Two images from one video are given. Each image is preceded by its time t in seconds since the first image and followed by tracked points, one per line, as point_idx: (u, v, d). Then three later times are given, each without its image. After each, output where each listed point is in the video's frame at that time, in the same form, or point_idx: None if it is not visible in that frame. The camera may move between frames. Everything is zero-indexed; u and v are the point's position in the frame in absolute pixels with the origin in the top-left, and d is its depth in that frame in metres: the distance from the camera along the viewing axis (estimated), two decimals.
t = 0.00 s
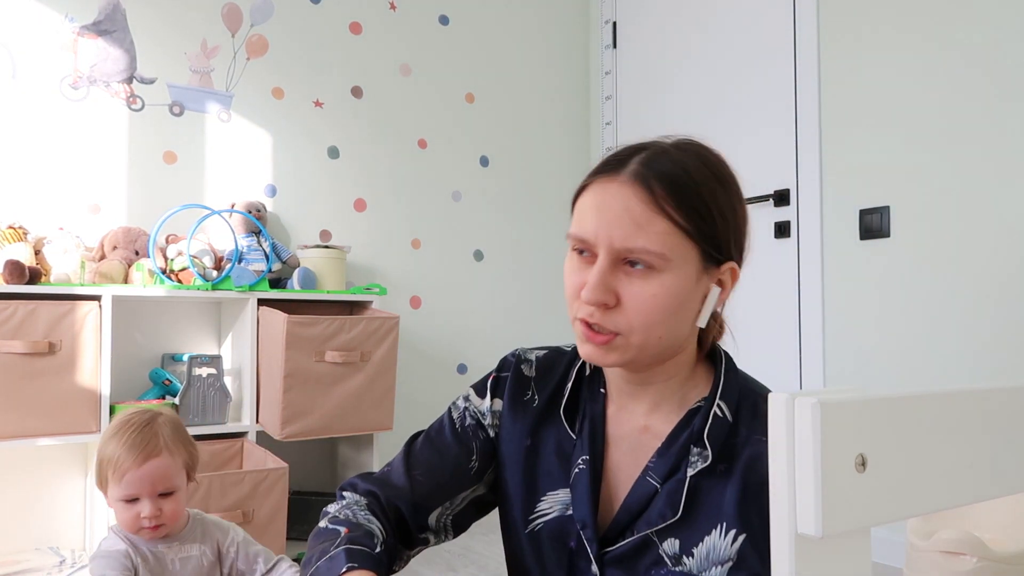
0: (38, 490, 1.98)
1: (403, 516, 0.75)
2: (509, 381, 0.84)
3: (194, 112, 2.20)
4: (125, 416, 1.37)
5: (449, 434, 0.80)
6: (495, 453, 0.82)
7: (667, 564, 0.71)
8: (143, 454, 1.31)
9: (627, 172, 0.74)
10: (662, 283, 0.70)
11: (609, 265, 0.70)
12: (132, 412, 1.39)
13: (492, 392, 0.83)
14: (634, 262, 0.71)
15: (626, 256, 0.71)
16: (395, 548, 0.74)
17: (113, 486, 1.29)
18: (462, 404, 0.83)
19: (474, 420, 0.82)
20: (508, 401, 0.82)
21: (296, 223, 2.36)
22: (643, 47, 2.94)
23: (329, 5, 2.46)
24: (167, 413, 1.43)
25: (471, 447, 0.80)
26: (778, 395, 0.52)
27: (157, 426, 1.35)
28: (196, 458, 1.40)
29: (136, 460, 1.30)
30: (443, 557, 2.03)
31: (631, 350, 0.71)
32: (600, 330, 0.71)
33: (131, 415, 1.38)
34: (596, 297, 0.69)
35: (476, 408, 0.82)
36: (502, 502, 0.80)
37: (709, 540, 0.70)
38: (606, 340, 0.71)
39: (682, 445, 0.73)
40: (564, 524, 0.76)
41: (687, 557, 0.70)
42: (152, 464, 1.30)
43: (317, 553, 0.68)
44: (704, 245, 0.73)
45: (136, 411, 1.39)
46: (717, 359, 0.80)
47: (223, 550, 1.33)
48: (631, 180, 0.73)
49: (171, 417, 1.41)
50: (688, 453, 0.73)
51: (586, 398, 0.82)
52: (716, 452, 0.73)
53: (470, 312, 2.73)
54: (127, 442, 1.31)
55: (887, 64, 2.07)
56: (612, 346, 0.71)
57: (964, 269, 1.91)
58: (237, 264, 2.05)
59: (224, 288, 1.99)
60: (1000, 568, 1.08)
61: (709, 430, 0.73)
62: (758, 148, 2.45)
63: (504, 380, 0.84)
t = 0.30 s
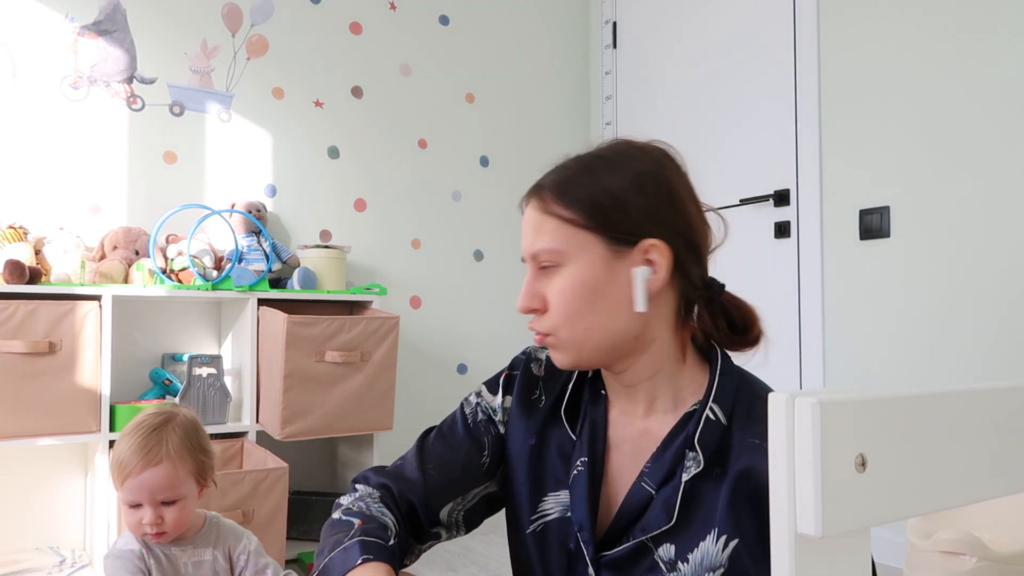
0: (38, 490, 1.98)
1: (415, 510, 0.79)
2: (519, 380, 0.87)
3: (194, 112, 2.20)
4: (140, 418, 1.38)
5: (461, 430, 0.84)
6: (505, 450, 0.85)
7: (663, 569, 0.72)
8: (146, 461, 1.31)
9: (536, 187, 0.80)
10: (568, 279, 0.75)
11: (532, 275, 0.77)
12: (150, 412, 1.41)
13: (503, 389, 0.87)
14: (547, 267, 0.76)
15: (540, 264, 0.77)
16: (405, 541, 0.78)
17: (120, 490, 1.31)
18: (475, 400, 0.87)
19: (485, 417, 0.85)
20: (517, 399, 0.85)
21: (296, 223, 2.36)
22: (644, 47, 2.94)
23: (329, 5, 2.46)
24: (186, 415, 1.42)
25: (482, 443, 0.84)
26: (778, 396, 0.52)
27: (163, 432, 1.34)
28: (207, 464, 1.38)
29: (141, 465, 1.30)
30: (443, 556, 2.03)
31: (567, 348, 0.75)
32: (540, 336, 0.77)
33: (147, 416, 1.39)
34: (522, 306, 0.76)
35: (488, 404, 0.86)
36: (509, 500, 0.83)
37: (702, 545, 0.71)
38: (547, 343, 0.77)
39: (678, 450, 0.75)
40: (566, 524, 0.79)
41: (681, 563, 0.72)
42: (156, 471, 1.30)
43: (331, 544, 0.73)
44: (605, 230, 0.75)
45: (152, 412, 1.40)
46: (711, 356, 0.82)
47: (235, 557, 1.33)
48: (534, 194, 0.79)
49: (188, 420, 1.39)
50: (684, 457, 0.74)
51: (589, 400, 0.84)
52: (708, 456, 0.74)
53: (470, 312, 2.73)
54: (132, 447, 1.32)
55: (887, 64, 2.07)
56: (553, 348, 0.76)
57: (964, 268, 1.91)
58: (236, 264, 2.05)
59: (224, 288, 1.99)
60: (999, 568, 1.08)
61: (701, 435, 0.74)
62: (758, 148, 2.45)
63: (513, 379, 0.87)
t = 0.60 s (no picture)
0: (38, 491, 1.98)
1: (415, 513, 0.80)
2: (514, 384, 0.88)
3: (194, 112, 2.20)
4: (146, 423, 1.38)
5: (459, 434, 0.85)
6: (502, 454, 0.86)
7: (649, 571, 0.74)
8: (154, 469, 1.30)
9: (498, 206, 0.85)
10: (515, 292, 0.79)
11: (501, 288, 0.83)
12: (155, 417, 1.40)
13: (498, 393, 0.88)
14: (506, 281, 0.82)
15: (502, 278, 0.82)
16: (405, 545, 0.79)
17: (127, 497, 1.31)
18: (472, 404, 0.88)
19: (482, 421, 0.87)
20: (510, 403, 0.86)
21: (296, 223, 2.36)
22: (644, 47, 2.94)
23: (329, 5, 2.46)
24: (195, 420, 1.41)
25: (479, 447, 0.85)
26: (778, 397, 0.52)
27: (171, 439, 1.34)
28: (215, 471, 1.37)
29: (148, 474, 1.30)
30: (444, 557, 2.03)
31: (531, 356, 0.80)
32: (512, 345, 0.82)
33: (155, 421, 1.38)
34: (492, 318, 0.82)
35: (485, 407, 0.88)
36: (504, 505, 0.84)
37: (684, 546, 0.72)
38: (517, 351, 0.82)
39: (658, 452, 0.76)
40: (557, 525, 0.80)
41: (666, 564, 0.73)
42: (163, 480, 1.30)
43: (329, 545, 0.74)
44: (543, 243, 0.78)
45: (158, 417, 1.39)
46: (689, 351, 0.82)
47: (244, 558, 1.34)
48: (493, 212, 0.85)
49: (196, 426, 1.38)
50: (665, 459, 0.76)
51: (577, 404, 0.86)
52: (684, 457, 0.75)
53: (470, 312, 2.73)
54: (140, 455, 1.31)
55: (887, 64, 2.07)
56: (522, 356, 0.81)
57: (965, 269, 1.90)
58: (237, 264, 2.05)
59: (224, 288, 1.99)
60: (1000, 568, 1.08)
61: (676, 435, 0.75)
62: (759, 148, 2.45)
63: (508, 383, 0.89)
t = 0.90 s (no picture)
0: (37, 491, 1.98)
1: (410, 515, 0.80)
2: (508, 386, 0.88)
3: (194, 112, 2.20)
4: (148, 426, 1.37)
5: (454, 436, 0.85)
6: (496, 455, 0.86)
7: (646, 571, 0.74)
8: (155, 474, 1.30)
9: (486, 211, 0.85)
10: (505, 297, 0.79)
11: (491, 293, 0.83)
12: (158, 419, 1.40)
13: (492, 395, 0.88)
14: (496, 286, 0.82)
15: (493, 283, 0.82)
16: (402, 547, 0.79)
17: (125, 499, 1.30)
18: (467, 406, 0.88)
19: (476, 423, 0.86)
20: (504, 405, 0.86)
21: (296, 223, 2.36)
22: (644, 47, 2.94)
23: (329, 5, 2.46)
24: (197, 424, 1.41)
25: (473, 448, 0.85)
26: (778, 396, 0.52)
27: (173, 444, 1.33)
28: (214, 478, 1.37)
29: (148, 478, 1.29)
30: (444, 556, 2.03)
31: (523, 360, 0.80)
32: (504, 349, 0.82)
33: (157, 423, 1.37)
34: (483, 323, 0.82)
35: (480, 409, 0.87)
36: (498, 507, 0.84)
37: (680, 546, 0.73)
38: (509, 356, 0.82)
39: (651, 452, 0.76)
40: (552, 527, 0.80)
41: (662, 563, 0.73)
42: (162, 486, 1.29)
43: (325, 548, 0.74)
44: (532, 247, 0.78)
45: (161, 421, 1.38)
46: (682, 352, 0.82)
47: (237, 564, 1.34)
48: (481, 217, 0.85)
49: (198, 431, 1.38)
50: (658, 459, 0.76)
51: (570, 406, 0.86)
52: (677, 456, 0.75)
53: (470, 312, 2.73)
54: (142, 458, 1.31)
55: (887, 64, 2.07)
56: (513, 360, 0.81)
57: (965, 268, 1.90)
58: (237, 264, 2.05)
59: (224, 288, 1.99)
60: (1001, 568, 1.08)
61: (668, 436, 0.75)
62: (759, 148, 2.45)
63: (502, 385, 0.89)
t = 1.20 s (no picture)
0: (37, 491, 1.98)
1: (412, 515, 0.80)
2: (509, 388, 0.88)
3: (194, 112, 2.20)
4: (155, 428, 1.38)
5: (456, 436, 0.85)
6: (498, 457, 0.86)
7: (647, 571, 0.74)
8: (161, 476, 1.30)
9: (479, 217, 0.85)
10: (504, 302, 0.79)
11: (489, 299, 0.83)
12: (164, 422, 1.40)
13: (494, 397, 0.88)
14: (494, 292, 0.81)
15: (491, 289, 0.82)
16: (403, 547, 0.79)
17: (129, 500, 1.30)
18: (469, 407, 0.88)
19: (478, 424, 0.87)
20: (505, 407, 0.86)
21: (296, 223, 2.36)
22: (644, 46, 2.94)
23: (329, 5, 2.46)
24: (203, 428, 1.42)
25: (475, 449, 0.85)
26: (778, 396, 0.52)
27: (182, 448, 1.34)
28: (219, 483, 1.38)
29: (154, 480, 1.30)
30: (444, 556, 2.02)
31: (523, 365, 0.79)
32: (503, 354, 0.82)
33: (164, 426, 1.38)
34: (482, 329, 0.82)
35: (482, 410, 0.88)
36: (500, 508, 0.84)
37: (680, 546, 0.72)
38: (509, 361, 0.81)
39: (651, 453, 0.76)
40: (554, 529, 0.80)
41: (663, 564, 0.73)
42: (167, 489, 1.30)
43: (327, 547, 0.74)
44: (528, 253, 0.78)
45: (167, 423, 1.39)
46: (680, 352, 0.82)
47: (236, 568, 1.33)
48: (475, 224, 0.84)
49: (205, 436, 1.39)
50: (658, 459, 0.76)
51: (570, 408, 0.86)
52: (676, 456, 0.75)
53: (470, 311, 2.73)
54: (149, 460, 1.31)
55: (888, 63, 2.07)
56: (514, 366, 0.81)
57: (965, 269, 1.90)
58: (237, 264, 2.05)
59: (224, 288, 1.99)
60: (1000, 568, 1.07)
61: (666, 435, 0.75)
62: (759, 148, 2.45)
63: (504, 386, 0.89)
